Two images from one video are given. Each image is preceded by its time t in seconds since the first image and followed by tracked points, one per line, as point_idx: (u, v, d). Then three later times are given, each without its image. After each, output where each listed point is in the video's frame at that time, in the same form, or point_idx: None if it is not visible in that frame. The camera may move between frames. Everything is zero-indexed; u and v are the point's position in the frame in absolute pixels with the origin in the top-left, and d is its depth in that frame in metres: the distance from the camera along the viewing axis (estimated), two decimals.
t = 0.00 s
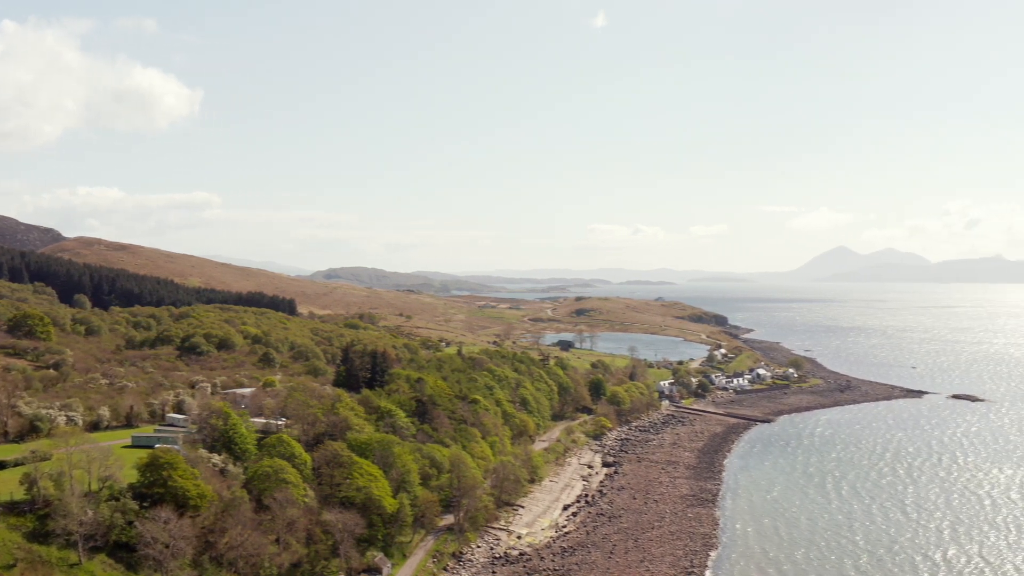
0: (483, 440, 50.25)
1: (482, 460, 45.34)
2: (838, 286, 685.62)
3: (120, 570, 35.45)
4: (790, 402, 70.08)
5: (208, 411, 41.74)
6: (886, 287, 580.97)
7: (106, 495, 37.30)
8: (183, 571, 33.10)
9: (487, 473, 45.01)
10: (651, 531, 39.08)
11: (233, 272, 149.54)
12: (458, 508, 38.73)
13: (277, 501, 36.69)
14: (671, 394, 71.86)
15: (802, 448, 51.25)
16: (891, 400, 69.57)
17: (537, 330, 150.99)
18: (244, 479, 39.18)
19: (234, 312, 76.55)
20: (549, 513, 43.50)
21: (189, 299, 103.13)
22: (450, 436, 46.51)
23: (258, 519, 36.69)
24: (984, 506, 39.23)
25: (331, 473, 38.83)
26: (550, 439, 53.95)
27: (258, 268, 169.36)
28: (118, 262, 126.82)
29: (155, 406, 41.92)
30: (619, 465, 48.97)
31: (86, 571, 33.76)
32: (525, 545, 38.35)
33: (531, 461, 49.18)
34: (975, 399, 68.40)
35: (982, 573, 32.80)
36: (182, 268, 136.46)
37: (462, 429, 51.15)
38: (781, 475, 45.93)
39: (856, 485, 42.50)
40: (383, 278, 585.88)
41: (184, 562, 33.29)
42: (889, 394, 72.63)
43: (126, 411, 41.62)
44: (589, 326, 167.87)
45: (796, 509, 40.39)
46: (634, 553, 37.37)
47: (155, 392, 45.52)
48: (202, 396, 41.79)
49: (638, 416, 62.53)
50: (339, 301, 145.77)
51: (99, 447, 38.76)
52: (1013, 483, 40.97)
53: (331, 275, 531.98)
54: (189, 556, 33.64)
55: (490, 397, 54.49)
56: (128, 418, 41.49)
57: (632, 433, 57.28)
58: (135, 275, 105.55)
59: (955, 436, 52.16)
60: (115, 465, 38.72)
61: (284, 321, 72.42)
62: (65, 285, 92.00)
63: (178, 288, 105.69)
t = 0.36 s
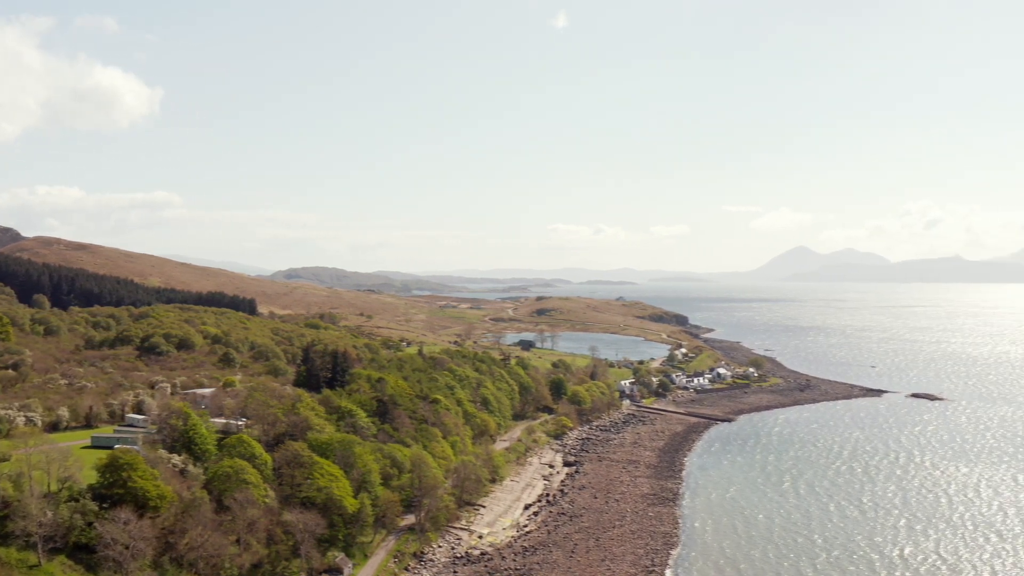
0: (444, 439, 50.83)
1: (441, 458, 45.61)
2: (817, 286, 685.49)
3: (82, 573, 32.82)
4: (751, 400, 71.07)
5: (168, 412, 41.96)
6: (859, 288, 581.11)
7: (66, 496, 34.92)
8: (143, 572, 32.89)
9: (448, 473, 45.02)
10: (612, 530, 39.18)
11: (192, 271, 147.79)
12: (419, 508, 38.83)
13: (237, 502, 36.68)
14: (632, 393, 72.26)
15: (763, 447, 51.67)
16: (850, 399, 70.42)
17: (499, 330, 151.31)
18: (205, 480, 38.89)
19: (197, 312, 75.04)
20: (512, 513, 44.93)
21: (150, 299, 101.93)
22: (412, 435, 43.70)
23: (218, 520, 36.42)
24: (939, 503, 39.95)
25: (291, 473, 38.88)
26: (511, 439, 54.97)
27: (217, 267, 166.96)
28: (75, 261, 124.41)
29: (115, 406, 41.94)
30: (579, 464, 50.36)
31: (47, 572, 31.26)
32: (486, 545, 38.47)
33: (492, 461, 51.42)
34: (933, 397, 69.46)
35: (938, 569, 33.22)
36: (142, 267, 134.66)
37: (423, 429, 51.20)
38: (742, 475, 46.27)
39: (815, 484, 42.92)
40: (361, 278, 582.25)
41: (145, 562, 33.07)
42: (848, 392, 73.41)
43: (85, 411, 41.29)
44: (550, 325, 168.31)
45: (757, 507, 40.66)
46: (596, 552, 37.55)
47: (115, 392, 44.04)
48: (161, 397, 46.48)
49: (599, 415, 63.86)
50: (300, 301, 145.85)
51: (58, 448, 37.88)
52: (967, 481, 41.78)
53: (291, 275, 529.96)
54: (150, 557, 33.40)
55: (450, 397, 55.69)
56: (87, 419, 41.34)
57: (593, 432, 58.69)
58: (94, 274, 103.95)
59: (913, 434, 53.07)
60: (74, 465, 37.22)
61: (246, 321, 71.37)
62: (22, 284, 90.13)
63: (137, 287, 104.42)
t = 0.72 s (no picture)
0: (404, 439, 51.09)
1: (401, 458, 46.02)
2: (796, 285, 684.20)
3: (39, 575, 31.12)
4: (712, 400, 72.31)
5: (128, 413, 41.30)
6: (831, 288, 579.79)
7: (23, 497, 33.41)
8: (103, 574, 32.38)
9: (410, 472, 44.89)
10: (573, 530, 39.31)
11: (150, 271, 146.01)
12: (380, 508, 38.91)
13: (197, 502, 36.37)
14: (592, 393, 72.87)
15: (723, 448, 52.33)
16: (809, 398, 71.80)
17: (459, 330, 151.80)
18: (165, 480, 38.43)
19: (157, 312, 74.41)
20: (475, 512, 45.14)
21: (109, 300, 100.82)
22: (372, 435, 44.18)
23: (178, 521, 36.02)
24: (893, 502, 40.78)
25: (251, 473, 38.91)
26: (472, 439, 55.75)
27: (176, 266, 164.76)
28: (30, 259, 121.95)
29: (75, 406, 41.61)
30: (540, 463, 53.21)
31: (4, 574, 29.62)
32: (446, 544, 38.58)
33: (453, 460, 51.94)
34: (890, 396, 71.13)
35: (893, 565, 33.73)
36: (99, 266, 132.62)
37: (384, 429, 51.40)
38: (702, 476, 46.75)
39: (773, 484, 43.50)
40: (337, 278, 578.96)
41: (103, 564, 32.57)
42: (807, 391, 74.81)
43: (44, 411, 40.81)
44: (511, 325, 169.27)
45: (718, 507, 41.01)
46: (557, 552, 37.76)
47: (75, 392, 43.64)
48: (120, 398, 43.90)
49: (559, 414, 64.74)
50: (259, 301, 145.84)
51: (15, 449, 37.03)
52: (920, 479, 42.76)
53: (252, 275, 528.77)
54: (108, 558, 32.89)
55: (411, 397, 56.33)
56: (45, 419, 40.86)
57: (554, 432, 59.88)
58: (50, 273, 102.21)
59: (869, 433, 54.20)
60: (32, 467, 36.04)
61: (205, 321, 71.07)
62: None
63: (95, 286, 103.04)
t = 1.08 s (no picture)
0: (364, 439, 51.31)
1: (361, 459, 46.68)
2: (767, 286, 690.93)
3: None
4: (672, 400, 73.80)
5: (87, 414, 40.60)
6: (798, 289, 579.72)
7: None
8: None
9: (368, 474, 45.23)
10: (534, 530, 39.31)
11: (109, 271, 144.67)
12: (341, 508, 39.10)
13: (157, 503, 35.84)
14: (552, 392, 74.20)
15: (682, 447, 53.57)
16: (769, 397, 73.78)
17: (420, 330, 153.12)
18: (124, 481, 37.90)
19: (116, 312, 73.88)
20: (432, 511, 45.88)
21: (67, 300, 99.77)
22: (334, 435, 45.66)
23: (138, 522, 35.29)
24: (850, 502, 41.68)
25: (211, 474, 38.92)
26: (433, 439, 56.65)
27: (133, 267, 162.92)
28: None
29: (33, 406, 41.19)
30: (500, 463, 55.06)
31: None
32: (407, 545, 38.68)
33: (413, 461, 51.17)
34: (851, 394, 73.43)
35: (850, 563, 34.28)
36: (56, 266, 130.90)
37: (344, 428, 51.32)
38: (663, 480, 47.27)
39: (732, 484, 44.22)
40: (309, 278, 578.95)
41: (64, 565, 31.36)
42: (767, 391, 76.92)
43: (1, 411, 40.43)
44: (472, 324, 171.37)
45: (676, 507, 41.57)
46: (518, 552, 38.08)
47: (33, 393, 43.20)
48: (79, 398, 44.16)
49: (520, 414, 65.72)
50: (220, 302, 145.88)
51: None
52: (876, 477, 43.84)
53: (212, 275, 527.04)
54: (68, 559, 31.72)
55: (371, 397, 56.50)
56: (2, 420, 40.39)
57: (515, 431, 61.02)
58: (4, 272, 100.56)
59: (826, 434, 55.60)
60: None
61: (165, 321, 70.82)
62: None
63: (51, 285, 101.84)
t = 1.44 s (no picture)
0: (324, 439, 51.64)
1: (320, 460, 47.17)
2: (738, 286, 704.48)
3: None
4: (629, 400, 76.57)
5: (43, 415, 40.13)
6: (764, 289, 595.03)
7: None
8: None
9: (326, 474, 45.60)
10: (493, 529, 39.89)
11: (65, 271, 143.45)
12: (300, 509, 39.50)
13: (114, 504, 35.58)
14: (511, 392, 76.80)
15: (639, 447, 55.27)
16: (726, 397, 76.97)
17: (378, 329, 155.99)
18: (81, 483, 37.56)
19: (72, 312, 73.55)
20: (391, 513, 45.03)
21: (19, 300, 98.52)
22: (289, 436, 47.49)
23: (95, 524, 34.92)
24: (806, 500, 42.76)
25: (168, 475, 39.07)
26: (392, 439, 57.84)
27: (89, 266, 161.34)
28: None
29: None
30: (459, 463, 55.56)
31: None
32: (366, 545, 39.04)
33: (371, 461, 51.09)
34: (807, 394, 76.94)
35: (806, 559, 35.02)
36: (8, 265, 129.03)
37: (302, 430, 50.09)
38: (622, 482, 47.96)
39: (689, 484, 45.14)
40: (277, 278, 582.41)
41: (21, 567, 30.97)
42: (724, 390, 80.44)
43: None
44: (430, 324, 175.46)
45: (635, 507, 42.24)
46: (478, 551, 38.43)
47: None
48: (35, 398, 43.81)
49: (479, 413, 67.60)
50: (178, 302, 146.85)
51: None
52: (830, 477, 45.12)
53: (169, 275, 525.17)
54: (26, 561, 31.20)
55: (329, 397, 56.87)
56: None
57: (473, 432, 62.54)
58: None
59: (779, 435, 57.61)
60: None
61: (122, 321, 70.78)
62: None
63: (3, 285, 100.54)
